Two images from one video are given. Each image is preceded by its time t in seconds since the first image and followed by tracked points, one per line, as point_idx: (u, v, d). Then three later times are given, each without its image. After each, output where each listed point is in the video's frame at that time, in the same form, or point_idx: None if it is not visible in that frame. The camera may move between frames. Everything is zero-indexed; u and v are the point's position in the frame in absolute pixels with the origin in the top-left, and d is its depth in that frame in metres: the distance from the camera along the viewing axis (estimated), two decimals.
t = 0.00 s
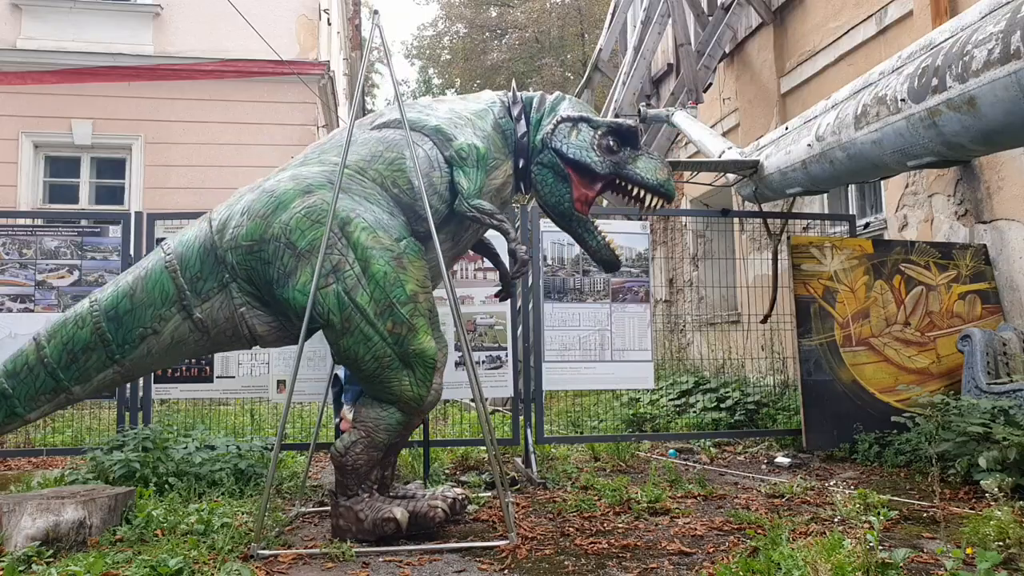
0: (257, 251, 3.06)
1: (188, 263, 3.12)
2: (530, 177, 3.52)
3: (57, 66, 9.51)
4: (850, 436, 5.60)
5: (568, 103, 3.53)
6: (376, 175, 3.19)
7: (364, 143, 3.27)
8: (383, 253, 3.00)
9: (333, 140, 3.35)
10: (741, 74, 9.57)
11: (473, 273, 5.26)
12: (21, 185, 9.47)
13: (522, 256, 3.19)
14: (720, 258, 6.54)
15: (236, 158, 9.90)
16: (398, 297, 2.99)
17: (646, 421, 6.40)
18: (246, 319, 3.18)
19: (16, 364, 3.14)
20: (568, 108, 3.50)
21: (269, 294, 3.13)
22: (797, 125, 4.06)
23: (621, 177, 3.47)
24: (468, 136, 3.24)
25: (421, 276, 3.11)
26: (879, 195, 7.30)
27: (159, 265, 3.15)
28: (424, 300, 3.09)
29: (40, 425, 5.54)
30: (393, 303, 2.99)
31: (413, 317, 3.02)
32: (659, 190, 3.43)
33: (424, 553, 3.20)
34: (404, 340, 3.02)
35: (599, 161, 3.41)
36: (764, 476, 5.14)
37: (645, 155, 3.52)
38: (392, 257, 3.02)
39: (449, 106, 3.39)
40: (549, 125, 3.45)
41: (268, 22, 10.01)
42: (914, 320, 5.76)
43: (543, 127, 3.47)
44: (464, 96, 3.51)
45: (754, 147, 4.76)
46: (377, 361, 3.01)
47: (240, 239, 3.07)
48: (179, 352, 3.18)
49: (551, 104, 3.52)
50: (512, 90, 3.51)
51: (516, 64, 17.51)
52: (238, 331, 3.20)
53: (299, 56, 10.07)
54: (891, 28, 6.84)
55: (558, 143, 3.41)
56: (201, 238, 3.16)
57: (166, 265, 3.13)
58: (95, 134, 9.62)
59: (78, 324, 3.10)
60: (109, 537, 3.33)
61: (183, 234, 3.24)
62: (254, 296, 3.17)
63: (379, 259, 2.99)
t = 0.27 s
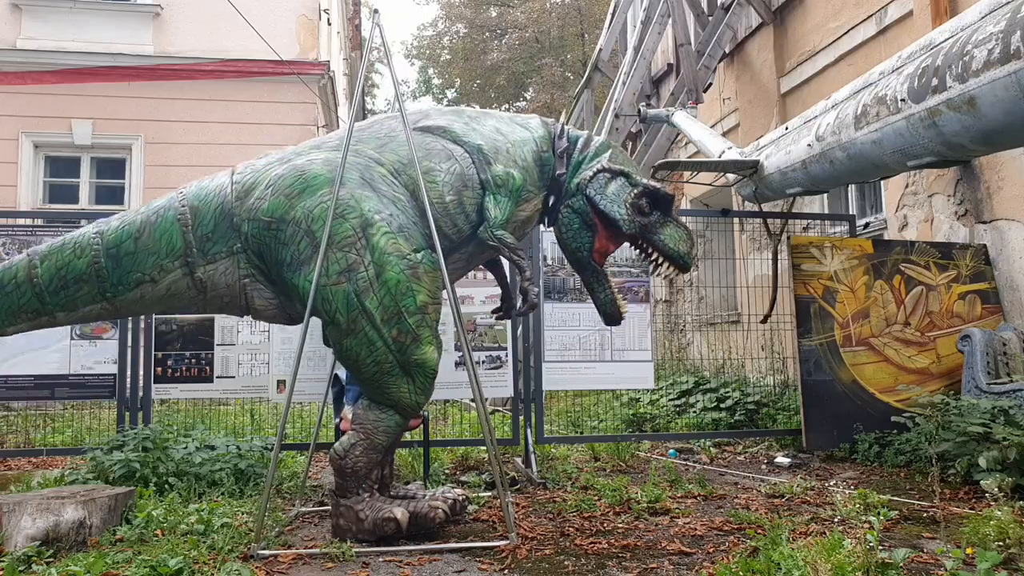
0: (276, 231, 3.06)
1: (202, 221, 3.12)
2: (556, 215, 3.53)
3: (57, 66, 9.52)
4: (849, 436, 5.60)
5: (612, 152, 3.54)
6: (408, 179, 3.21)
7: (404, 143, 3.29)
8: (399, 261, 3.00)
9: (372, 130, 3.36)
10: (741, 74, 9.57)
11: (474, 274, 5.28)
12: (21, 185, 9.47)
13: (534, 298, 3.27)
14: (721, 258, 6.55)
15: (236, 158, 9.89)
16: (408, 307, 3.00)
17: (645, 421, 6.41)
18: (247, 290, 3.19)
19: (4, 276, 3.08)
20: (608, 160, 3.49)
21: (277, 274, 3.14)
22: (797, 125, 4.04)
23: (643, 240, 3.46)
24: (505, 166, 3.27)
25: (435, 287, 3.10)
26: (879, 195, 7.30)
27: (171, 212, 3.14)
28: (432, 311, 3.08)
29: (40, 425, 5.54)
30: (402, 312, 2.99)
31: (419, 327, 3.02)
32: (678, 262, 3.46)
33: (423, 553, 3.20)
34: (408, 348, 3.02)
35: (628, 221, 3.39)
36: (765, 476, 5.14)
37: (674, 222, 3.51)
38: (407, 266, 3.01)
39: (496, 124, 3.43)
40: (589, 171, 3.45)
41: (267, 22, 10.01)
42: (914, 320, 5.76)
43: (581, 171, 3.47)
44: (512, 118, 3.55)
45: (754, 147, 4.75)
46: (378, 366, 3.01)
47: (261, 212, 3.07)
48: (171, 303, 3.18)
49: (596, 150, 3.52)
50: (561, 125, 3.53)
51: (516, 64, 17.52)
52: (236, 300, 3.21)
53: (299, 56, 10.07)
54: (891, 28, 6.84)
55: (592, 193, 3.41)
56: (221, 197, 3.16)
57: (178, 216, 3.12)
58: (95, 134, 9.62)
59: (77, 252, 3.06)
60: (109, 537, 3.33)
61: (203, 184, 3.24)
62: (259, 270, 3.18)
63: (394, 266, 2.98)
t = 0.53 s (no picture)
0: (277, 228, 3.07)
1: (209, 215, 3.13)
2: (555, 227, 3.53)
3: (57, 66, 9.51)
4: (849, 435, 5.60)
5: (613, 167, 3.53)
6: (410, 182, 3.21)
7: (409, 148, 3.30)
8: (396, 261, 2.99)
9: (378, 134, 3.37)
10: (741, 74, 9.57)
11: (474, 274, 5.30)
12: (21, 185, 9.47)
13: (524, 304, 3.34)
14: (721, 258, 6.55)
15: (236, 158, 9.90)
16: (403, 306, 2.99)
17: (646, 421, 6.41)
18: (248, 285, 3.19)
19: (17, 261, 3.10)
20: (608, 175, 3.48)
21: (278, 270, 3.14)
22: (797, 125, 4.04)
23: (639, 255, 3.47)
24: (506, 175, 3.28)
25: (431, 287, 3.08)
26: (880, 195, 7.30)
27: (181, 206, 3.16)
28: (428, 310, 3.07)
29: (39, 425, 5.54)
30: (397, 311, 2.98)
31: (413, 326, 3.01)
32: (675, 279, 3.46)
33: (423, 553, 3.20)
34: (403, 347, 3.01)
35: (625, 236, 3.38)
36: (765, 476, 5.14)
37: (672, 240, 3.51)
38: (403, 266, 3.00)
39: (500, 136, 3.44)
40: (589, 184, 3.44)
41: (268, 22, 10.01)
42: (914, 320, 5.76)
43: (581, 184, 3.47)
44: (518, 131, 3.56)
45: (753, 147, 4.75)
46: (373, 363, 3.01)
47: (265, 208, 3.08)
48: (175, 295, 3.19)
49: (597, 165, 3.52)
50: (565, 139, 3.55)
51: (516, 64, 17.52)
52: (238, 296, 3.21)
53: (299, 56, 10.07)
54: (891, 28, 6.84)
55: (590, 206, 3.40)
56: (228, 193, 3.18)
57: (187, 210, 3.14)
58: (95, 134, 9.62)
59: (88, 240, 3.09)
60: (109, 537, 3.33)
61: (212, 180, 3.26)
62: (262, 267, 3.18)
63: (390, 265, 2.98)
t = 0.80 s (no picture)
0: (269, 232, 3.07)
1: (197, 219, 3.11)
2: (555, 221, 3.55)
3: (57, 66, 9.51)
4: (849, 436, 5.60)
5: (612, 158, 3.51)
6: (401, 182, 3.20)
7: (400, 146, 3.29)
8: (391, 264, 2.99)
9: (368, 130, 3.35)
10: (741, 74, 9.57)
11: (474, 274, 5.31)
12: (21, 185, 9.47)
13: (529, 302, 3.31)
14: (721, 258, 6.55)
15: (236, 158, 9.90)
16: (400, 311, 2.99)
17: (646, 421, 6.41)
18: (241, 290, 3.19)
19: None
20: (608, 164, 3.48)
21: (271, 274, 3.14)
22: (797, 125, 4.04)
23: (642, 246, 3.47)
24: (501, 170, 3.27)
25: (427, 289, 3.09)
26: (880, 195, 7.30)
27: (167, 210, 3.14)
28: (426, 313, 3.08)
29: (39, 425, 5.54)
30: (394, 315, 2.98)
31: (412, 330, 3.02)
32: (677, 269, 3.46)
33: (424, 553, 3.20)
34: (402, 351, 3.01)
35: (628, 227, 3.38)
36: (765, 476, 5.14)
37: (674, 230, 3.53)
38: (399, 269, 3.01)
39: (493, 127, 3.42)
40: (588, 176, 3.45)
41: (268, 22, 10.01)
42: (914, 320, 5.76)
43: (580, 176, 3.48)
44: (511, 120, 3.55)
45: (754, 147, 4.75)
46: (373, 369, 3.01)
47: (254, 212, 3.07)
48: (166, 301, 3.18)
49: (595, 154, 3.52)
50: (561, 128, 3.53)
51: (516, 65, 17.53)
52: (230, 300, 3.21)
53: (299, 56, 10.07)
54: (891, 28, 6.84)
55: (590, 199, 3.41)
56: (215, 194, 3.16)
57: (174, 214, 3.12)
58: (95, 134, 9.62)
59: (72, 248, 3.06)
60: (109, 537, 3.33)
61: (198, 181, 3.24)
62: (253, 270, 3.18)
63: (386, 269, 2.98)
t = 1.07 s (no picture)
0: (265, 231, 3.07)
1: (192, 219, 3.12)
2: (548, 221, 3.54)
3: (57, 66, 9.51)
4: (849, 436, 5.60)
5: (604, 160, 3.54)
6: (399, 182, 3.20)
7: (396, 146, 3.29)
8: (388, 262, 2.99)
9: (365, 131, 3.36)
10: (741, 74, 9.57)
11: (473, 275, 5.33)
12: (21, 185, 9.47)
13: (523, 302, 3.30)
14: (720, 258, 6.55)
15: (236, 158, 9.90)
16: (397, 309, 2.99)
17: (645, 421, 6.41)
18: (236, 291, 3.19)
19: None
20: (601, 167, 3.50)
21: (267, 274, 3.14)
22: (797, 125, 4.05)
23: (634, 248, 3.47)
24: (497, 171, 3.28)
25: (425, 287, 3.09)
26: (879, 195, 7.30)
27: (162, 210, 3.14)
28: (423, 312, 3.08)
29: (39, 425, 5.54)
30: (392, 314, 2.98)
31: (409, 328, 3.01)
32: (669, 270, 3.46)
33: (424, 553, 3.20)
34: (399, 350, 3.01)
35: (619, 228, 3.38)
36: (764, 476, 5.14)
37: (666, 231, 3.52)
38: (397, 267, 3.01)
39: (489, 129, 3.43)
40: (581, 177, 3.46)
41: (268, 22, 10.01)
42: (914, 320, 5.76)
43: (573, 176, 3.48)
44: (507, 124, 3.55)
45: (754, 147, 4.74)
46: (369, 368, 3.01)
47: (250, 212, 3.07)
48: (160, 301, 3.18)
49: (588, 157, 3.52)
50: (555, 132, 3.54)
51: (516, 64, 17.53)
52: (225, 301, 3.21)
53: (299, 56, 10.07)
54: (891, 28, 6.84)
55: (583, 199, 3.42)
56: (211, 194, 3.16)
57: (170, 214, 3.13)
58: (95, 134, 9.62)
59: (67, 248, 3.06)
60: (109, 537, 3.33)
61: (194, 182, 3.24)
62: (249, 271, 3.18)
63: (383, 267, 2.98)
